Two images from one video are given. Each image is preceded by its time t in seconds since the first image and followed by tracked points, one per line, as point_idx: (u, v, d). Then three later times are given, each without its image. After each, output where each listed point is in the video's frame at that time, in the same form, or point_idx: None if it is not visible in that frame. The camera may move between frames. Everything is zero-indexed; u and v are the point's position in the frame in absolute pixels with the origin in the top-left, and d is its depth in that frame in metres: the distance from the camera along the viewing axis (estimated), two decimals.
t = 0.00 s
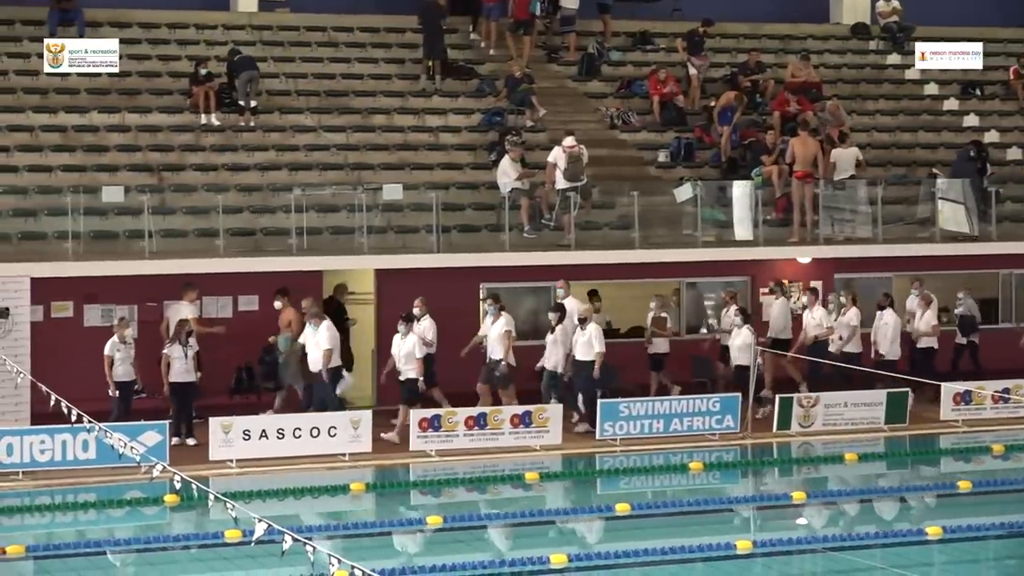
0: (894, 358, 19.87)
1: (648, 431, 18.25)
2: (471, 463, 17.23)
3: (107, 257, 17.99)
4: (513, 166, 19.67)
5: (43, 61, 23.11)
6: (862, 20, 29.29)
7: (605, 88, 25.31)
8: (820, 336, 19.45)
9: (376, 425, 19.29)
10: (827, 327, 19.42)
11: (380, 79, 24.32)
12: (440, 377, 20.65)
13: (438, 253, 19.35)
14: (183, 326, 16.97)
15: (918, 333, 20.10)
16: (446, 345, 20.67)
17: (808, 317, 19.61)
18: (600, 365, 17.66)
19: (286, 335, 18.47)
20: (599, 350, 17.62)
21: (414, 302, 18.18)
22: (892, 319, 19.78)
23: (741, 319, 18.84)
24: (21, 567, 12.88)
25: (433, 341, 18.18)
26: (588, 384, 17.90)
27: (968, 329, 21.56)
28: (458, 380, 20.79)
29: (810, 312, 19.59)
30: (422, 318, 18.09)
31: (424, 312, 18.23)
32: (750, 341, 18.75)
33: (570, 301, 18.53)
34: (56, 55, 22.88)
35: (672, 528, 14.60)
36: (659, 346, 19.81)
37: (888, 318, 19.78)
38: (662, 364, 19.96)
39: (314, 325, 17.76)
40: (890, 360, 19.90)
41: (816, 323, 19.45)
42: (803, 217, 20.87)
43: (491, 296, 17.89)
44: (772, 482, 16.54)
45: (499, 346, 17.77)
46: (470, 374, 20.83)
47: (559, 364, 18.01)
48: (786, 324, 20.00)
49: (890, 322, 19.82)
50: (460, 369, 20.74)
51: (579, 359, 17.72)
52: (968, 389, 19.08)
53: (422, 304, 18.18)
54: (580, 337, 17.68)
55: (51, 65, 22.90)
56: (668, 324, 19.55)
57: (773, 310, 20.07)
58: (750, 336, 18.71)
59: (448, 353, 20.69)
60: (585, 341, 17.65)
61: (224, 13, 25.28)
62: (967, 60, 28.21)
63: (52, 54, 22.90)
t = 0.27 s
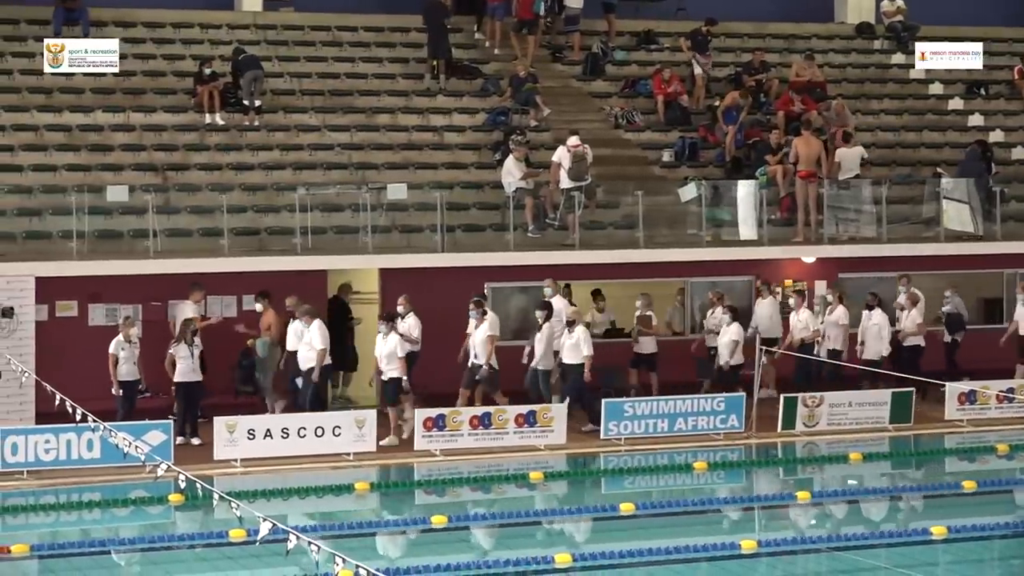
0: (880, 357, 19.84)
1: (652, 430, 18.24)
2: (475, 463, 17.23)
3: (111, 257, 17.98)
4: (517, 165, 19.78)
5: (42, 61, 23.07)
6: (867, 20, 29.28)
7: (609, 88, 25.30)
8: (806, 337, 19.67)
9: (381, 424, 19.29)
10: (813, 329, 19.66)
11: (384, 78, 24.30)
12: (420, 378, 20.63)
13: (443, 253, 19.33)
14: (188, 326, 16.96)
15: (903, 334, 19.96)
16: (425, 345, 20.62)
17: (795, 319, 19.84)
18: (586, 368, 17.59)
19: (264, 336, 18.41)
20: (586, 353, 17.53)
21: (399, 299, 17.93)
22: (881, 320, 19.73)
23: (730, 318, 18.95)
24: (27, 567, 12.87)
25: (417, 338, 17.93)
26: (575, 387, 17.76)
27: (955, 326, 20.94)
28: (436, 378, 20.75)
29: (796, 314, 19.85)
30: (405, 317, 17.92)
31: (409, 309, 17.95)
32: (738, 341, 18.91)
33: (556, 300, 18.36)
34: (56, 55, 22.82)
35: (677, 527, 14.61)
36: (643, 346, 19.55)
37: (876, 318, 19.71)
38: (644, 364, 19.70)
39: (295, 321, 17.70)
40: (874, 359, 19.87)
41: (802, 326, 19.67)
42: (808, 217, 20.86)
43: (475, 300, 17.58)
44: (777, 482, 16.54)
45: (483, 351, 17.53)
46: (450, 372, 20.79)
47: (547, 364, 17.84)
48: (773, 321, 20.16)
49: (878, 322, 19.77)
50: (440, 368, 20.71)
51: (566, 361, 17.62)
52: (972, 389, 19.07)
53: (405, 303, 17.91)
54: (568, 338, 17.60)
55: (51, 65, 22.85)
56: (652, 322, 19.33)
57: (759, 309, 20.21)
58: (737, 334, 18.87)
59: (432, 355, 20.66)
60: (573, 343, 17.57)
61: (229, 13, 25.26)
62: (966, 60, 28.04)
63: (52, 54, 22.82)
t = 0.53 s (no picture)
0: (870, 359, 19.72)
1: (664, 430, 18.23)
2: (487, 463, 17.23)
3: (124, 257, 18.01)
4: (530, 165, 19.85)
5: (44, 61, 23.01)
6: (879, 19, 29.25)
7: (621, 88, 25.30)
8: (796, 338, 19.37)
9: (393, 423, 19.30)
10: (804, 329, 19.39)
11: (396, 78, 24.30)
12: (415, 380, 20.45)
13: (454, 253, 19.30)
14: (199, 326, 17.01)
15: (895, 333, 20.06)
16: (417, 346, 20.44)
17: (786, 318, 19.53)
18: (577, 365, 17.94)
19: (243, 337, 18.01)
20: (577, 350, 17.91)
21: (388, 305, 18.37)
22: (873, 322, 19.60)
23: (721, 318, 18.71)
24: (40, 566, 12.89)
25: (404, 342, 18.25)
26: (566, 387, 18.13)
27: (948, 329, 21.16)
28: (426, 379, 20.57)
29: (788, 313, 19.54)
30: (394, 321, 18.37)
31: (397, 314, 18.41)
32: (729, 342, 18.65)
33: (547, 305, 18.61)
34: (56, 55, 22.77)
35: (688, 527, 14.59)
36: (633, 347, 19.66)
37: (868, 321, 19.61)
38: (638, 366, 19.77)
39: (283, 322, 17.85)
40: (866, 361, 19.75)
41: (793, 325, 19.39)
42: (820, 217, 20.85)
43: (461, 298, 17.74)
44: (789, 482, 16.53)
45: (470, 348, 17.67)
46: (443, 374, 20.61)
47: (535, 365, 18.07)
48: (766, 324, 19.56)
49: (870, 324, 19.64)
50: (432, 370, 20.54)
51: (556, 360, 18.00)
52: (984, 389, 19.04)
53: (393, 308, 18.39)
54: (558, 337, 18.01)
55: (50, 65, 22.78)
56: (642, 323, 19.51)
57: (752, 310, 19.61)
58: (728, 335, 18.63)
59: (421, 360, 20.47)
60: (563, 342, 17.97)
61: (241, 13, 25.28)
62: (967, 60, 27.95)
63: (52, 54, 22.76)
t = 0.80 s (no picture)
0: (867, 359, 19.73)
1: (680, 430, 18.22)
2: (504, 463, 17.23)
3: (141, 257, 18.04)
4: (546, 165, 19.85)
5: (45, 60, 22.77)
6: (896, 19, 29.21)
7: (637, 88, 25.29)
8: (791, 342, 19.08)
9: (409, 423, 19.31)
10: (799, 332, 19.08)
11: (412, 78, 24.29)
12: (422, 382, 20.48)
13: (471, 252, 19.29)
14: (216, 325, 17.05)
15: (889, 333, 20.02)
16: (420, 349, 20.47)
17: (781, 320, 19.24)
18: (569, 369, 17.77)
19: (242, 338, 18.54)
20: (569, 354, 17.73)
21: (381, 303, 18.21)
22: (869, 321, 19.67)
23: (716, 318, 18.73)
24: (57, 566, 12.91)
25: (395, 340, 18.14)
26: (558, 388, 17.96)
27: (944, 329, 20.96)
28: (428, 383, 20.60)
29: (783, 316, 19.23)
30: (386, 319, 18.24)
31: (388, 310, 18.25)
32: (724, 342, 18.67)
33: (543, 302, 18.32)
34: (57, 55, 22.48)
35: (704, 527, 14.59)
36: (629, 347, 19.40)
37: (865, 320, 19.66)
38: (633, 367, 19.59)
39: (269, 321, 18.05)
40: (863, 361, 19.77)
41: (788, 328, 19.08)
42: (836, 217, 20.84)
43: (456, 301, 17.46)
44: (806, 482, 16.51)
45: (461, 352, 17.09)
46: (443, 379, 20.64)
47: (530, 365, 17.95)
48: (763, 326, 19.53)
49: (866, 324, 19.69)
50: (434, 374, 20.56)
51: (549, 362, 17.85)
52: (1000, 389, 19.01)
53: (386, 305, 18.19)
54: (551, 339, 17.86)
55: (51, 65, 22.50)
56: (639, 325, 19.26)
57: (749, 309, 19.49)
58: (722, 334, 18.64)
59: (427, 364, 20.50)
60: (556, 345, 17.82)
61: (257, 13, 25.30)
62: (966, 60, 27.53)
63: (53, 54, 22.48)
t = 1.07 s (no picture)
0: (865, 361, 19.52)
1: (695, 430, 18.21)
2: (519, 463, 17.23)
3: (157, 257, 18.07)
4: (560, 166, 19.92)
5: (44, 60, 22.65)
6: (912, 19, 29.17)
7: (652, 88, 25.27)
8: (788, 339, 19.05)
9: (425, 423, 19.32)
10: (796, 330, 19.04)
11: (427, 78, 24.29)
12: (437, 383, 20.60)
13: (487, 252, 19.28)
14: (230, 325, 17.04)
15: (888, 335, 19.88)
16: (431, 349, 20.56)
17: (778, 320, 19.17)
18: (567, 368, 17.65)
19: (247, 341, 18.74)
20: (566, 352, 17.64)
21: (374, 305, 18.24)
22: (867, 323, 19.53)
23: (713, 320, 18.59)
24: (73, 566, 12.92)
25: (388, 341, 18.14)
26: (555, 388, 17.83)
27: (943, 331, 20.90)
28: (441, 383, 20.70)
29: (780, 315, 19.18)
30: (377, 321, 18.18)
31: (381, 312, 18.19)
32: (722, 345, 18.52)
33: (539, 304, 18.17)
34: (57, 55, 22.35)
35: (719, 528, 14.58)
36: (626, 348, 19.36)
37: (864, 321, 19.52)
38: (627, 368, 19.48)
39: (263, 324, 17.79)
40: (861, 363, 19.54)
41: (786, 326, 19.04)
42: (852, 217, 20.81)
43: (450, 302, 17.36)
44: (821, 483, 16.50)
45: (452, 350, 17.05)
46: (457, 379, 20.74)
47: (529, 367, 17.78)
48: (760, 326, 19.79)
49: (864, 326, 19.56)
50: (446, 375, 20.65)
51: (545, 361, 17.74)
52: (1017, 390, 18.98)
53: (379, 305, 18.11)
54: (547, 339, 17.76)
55: (51, 65, 22.36)
56: (637, 326, 19.23)
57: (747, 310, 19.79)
58: (721, 338, 18.49)
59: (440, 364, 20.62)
60: (551, 343, 17.73)
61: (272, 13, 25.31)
62: (965, 60, 27.34)
63: (53, 54, 22.34)
